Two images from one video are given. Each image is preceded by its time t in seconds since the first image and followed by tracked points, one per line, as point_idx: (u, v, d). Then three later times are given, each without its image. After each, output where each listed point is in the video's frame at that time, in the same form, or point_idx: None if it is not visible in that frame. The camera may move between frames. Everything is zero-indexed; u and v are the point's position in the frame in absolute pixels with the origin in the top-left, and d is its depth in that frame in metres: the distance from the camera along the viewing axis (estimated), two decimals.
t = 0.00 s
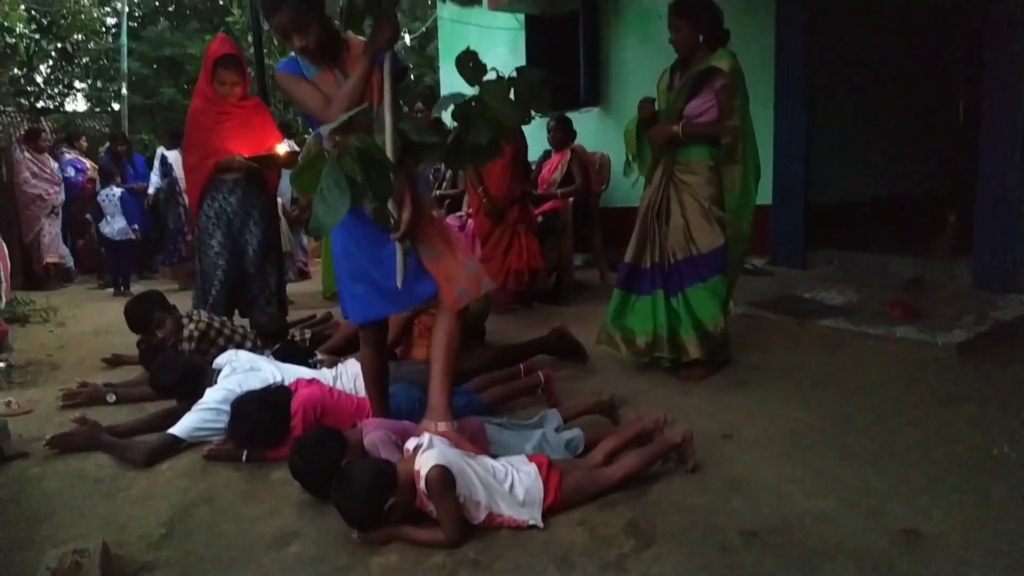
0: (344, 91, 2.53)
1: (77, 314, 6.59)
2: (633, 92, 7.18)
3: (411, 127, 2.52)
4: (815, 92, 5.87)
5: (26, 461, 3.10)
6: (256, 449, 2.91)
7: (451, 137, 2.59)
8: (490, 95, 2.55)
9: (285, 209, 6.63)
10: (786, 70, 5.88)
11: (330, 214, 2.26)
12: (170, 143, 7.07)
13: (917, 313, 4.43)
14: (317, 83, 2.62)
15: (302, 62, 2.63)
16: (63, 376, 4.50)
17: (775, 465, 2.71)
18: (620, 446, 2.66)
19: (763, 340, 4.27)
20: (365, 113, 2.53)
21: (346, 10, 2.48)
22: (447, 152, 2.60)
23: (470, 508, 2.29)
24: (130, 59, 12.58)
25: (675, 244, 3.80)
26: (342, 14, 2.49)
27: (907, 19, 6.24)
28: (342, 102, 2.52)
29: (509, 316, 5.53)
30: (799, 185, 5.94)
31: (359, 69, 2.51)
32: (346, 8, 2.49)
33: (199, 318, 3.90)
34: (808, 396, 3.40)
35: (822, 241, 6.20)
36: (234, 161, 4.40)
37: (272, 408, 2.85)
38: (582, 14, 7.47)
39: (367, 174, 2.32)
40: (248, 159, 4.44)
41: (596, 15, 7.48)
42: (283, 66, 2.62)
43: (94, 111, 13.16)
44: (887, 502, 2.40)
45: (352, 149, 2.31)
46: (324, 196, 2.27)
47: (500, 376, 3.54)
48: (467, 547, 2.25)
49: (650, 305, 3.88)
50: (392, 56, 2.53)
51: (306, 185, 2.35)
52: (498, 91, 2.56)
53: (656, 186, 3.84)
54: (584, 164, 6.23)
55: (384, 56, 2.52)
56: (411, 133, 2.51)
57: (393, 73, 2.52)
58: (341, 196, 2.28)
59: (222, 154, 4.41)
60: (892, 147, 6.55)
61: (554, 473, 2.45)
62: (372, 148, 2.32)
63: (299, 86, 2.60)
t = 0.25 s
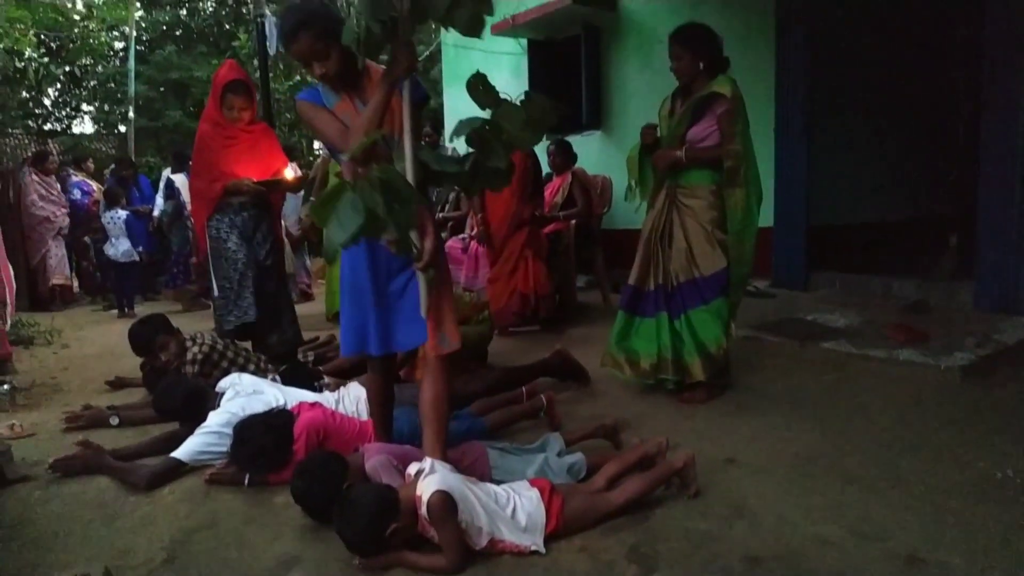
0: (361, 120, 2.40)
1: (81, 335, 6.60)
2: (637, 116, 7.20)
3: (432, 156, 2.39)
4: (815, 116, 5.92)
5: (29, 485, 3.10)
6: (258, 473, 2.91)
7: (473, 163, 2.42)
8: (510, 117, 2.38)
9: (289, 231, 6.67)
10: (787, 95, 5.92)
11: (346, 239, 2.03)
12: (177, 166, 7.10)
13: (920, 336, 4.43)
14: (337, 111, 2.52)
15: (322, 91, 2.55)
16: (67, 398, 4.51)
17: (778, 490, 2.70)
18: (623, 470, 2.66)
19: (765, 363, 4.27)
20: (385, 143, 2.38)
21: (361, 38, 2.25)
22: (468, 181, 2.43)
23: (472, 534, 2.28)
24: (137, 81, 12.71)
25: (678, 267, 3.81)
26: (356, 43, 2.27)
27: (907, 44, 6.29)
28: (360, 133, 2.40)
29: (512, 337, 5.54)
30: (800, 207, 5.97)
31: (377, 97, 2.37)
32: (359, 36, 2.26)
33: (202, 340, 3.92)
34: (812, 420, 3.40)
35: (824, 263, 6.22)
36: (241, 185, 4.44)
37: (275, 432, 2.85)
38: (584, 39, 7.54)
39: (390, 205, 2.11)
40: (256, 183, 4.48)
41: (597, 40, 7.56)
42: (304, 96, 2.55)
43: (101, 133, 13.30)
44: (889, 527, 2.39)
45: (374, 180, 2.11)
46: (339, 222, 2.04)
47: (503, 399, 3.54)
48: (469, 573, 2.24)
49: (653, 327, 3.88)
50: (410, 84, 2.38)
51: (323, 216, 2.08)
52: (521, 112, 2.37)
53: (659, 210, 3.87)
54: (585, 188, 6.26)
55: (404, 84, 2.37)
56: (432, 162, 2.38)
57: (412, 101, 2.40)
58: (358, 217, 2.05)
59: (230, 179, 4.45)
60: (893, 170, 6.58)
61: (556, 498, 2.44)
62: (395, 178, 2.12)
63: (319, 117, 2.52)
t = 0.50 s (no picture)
0: (391, 142, 2.24)
1: (83, 352, 6.61)
2: (638, 135, 7.24)
3: (466, 179, 2.26)
4: (815, 135, 5.95)
5: (29, 503, 3.10)
6: (258, 492, 2.90)
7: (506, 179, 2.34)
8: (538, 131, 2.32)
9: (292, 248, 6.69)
10: (787, 114, 5.96)
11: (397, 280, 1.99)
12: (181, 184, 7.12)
13: (922, 354, 4.43)
14: (365, 133, 2.37)
15: (352, 109, 2.40)
16: (68, 415, 4.51)
17: (779, 509, 2.70)
18: (624, 489, 2.65)
19: (767, 381, 4.27)
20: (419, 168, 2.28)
21: (389, 59, 2.14)
22: (500, 200, 2.36)
23: (473, 554, 2.28)
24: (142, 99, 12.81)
25: (680, 285, 3.82)
26: (385, 64, 2.15)
27: (906, 64, 6.33)
28: (390, 156, 2.24)
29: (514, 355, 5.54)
30: (801, 225, 5.98)
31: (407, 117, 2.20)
32: (386, 56, 2.15)
33: (205, 358, 3.92)
34: (814, 438, 3.39)
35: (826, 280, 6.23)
36: (246, 204, 4.47)
37: (277, 451, 2.85)
38: (585, 58, 7.60)
39: (429, 232, 2.07)
40: (260, 202, 4.51)
41: (599, 59, 7.62)
42: (331, 116, 2.39)
43: (106, 151, 13.40)
44: (891, 547, 2.38)
45: (412, 208, 2.05)
46: (388, 260, 2.00)
47: (505, 417, 3.53)
48: None
49: (655, 345, 3.88)
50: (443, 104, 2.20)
51: (367, 252, 2.01)
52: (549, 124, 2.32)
53: (661, 228, 3.88)
54: (585, 207, 6.22)
55: (435, 104, 2.18)
56: (466, 186, 2.25)
57: (442, 122, 2.18)
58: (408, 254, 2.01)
59: (234, 198, 4.48)
60: (893, 188, 6.60)
61: (556, 517, 2.44)
62: (433, 204, 2.07)
63: (346, 137, 2.35)
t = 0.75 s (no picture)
0: (425, 152, 2.18)
1: (86, 362, 6.62)
2: (642, 148, 7.23)
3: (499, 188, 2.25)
4: (817, 147, 5.96)
5: (32, 513, 3.10)
6: (261, 503, 2.90)
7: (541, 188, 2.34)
8: (575, 141, 2.32)
9: (295, 262, 6.61)
10: (790, 125, 5.97)
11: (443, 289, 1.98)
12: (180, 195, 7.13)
13: (927, 365, 4.42)
14: (395, 140, 2.28)
15: (379, 116, 2.31)
16: (71, 426, 4.52)
17: (784, 522, 2.68)
18: (628, 501, 2.64)
19: (771, 392, 4.26)
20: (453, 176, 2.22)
21: (423, 66, 2.12)
22: (534, 208, 2.35)
23: (474, 566, 2.26)
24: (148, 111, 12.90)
25: (684, 296, 3.82)
26: (419, 71, 2.13)
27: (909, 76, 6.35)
28: (424, 165, 2.18)
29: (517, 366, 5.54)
30: (804, 236, 5.98)
31: (440, 127, 2.16)
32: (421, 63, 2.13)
33: (207, 369, 3.94)
34: (818, 450, 3.38)
35: (829, 291, 6.22)
36: (250, 215, 4.48)
37: (280, 461, 2.85)
38: (589, 70, 7.64)
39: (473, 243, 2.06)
40: (264, 213, 4.52)
41: (602, 72, 7.65)
42: (359, 122, 2.28)
43: (111, 163, 13.50)
44: (897, 560, 2.36)
45: (452, 219, 2.03)
46: (434, 271, 1.99)
47: (508, 428, 3.52)
48: None
49: (659, 355, 3.88)
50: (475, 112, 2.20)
51: (411, 263, 2.02)
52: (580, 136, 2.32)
53: (666, 239, 3.88)
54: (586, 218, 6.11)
55: (468, 112, 2.17)
56: (501, 195, 2.25)
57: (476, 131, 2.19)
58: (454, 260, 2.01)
59: (239, 209, 4.49)
60: (897, 199, 6.60)
61: (559, 529, 2.44)
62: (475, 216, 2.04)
63: (376, 144, 2.26)
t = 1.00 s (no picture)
0: (443, 153, 2.13)
1: (88, 368, 6.63)
2: (644, 155, 7.22)
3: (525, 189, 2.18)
4: (818, 153, 5.96)
5: (32, 521, 3.10)
6: (262, 511, 2.89)
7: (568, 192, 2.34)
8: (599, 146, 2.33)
9: (295, 267, 6.69)
10: (791, 132, 5.97)
11: (450, 308, 2.03)
12: (175, 205, 7.18)
13: (929, 372, 4.40)
14: (413, 137, 2.23)
15: (399, 112, 2.26)
16: (72, 433, 4.52)
17: (785, 531, 2.67)
18: (629, 509, 2.64)
19: (773, 399, 4.25)
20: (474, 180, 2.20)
21: (447, 68, 2.02)
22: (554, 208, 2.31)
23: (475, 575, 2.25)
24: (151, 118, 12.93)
25: (686, 303, 3.81)
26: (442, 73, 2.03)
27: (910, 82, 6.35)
28: (441, 166, 2.12)
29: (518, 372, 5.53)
30: (806, 243, 5.98)
31: (461, 129, 2.10)
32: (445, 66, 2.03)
33: (209, 376, 3.93)
34: (820, 458, 3.36)
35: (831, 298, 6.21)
36: (253, 221, 4.48)
37: (281, 469, 2.84)
38: (590, 77, 7.65)
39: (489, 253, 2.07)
40: (267, 219, 4.52)
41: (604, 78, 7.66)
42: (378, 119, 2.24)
43: (114, 169, 13.54)
44: (899, 569, 2.35)
45: (472, 227, 2.02)
46: (444, 287, 2.04)
47: (509, 436, 3.51)
48: None
49: (661, 362, 3.87)
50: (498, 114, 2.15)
51: (425, 272, 2.05)
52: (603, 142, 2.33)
53: (667, 246, 3.87)
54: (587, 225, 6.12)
55: (490, 114, 2.12)
56: (525, 199, 2.17)
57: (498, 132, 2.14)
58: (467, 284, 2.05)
59: (241, 215, 4.49)
60: (899, 205, 6.59)
61: (559, 538, 2.43)
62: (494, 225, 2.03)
63: (394, 142, 2.22)
